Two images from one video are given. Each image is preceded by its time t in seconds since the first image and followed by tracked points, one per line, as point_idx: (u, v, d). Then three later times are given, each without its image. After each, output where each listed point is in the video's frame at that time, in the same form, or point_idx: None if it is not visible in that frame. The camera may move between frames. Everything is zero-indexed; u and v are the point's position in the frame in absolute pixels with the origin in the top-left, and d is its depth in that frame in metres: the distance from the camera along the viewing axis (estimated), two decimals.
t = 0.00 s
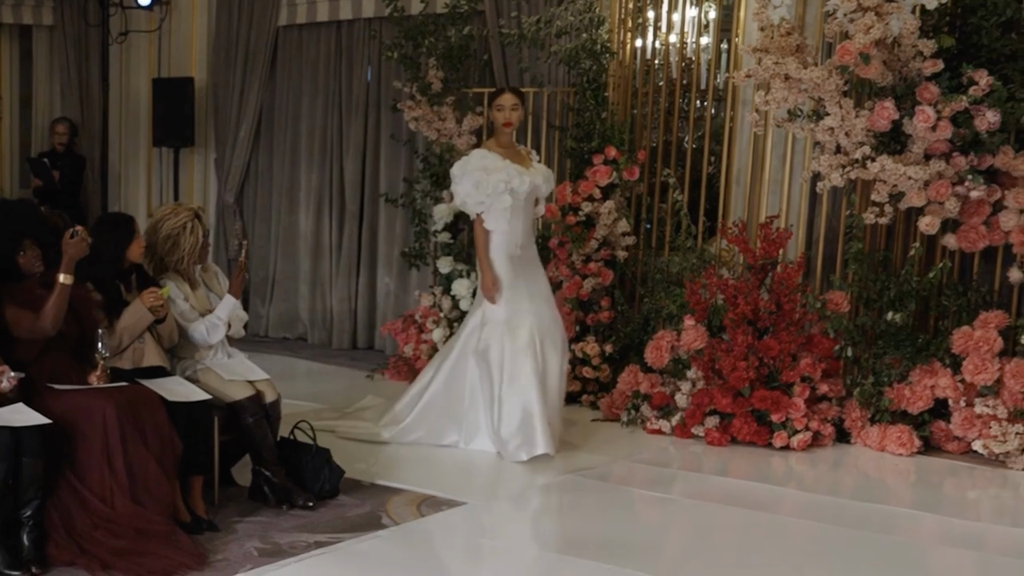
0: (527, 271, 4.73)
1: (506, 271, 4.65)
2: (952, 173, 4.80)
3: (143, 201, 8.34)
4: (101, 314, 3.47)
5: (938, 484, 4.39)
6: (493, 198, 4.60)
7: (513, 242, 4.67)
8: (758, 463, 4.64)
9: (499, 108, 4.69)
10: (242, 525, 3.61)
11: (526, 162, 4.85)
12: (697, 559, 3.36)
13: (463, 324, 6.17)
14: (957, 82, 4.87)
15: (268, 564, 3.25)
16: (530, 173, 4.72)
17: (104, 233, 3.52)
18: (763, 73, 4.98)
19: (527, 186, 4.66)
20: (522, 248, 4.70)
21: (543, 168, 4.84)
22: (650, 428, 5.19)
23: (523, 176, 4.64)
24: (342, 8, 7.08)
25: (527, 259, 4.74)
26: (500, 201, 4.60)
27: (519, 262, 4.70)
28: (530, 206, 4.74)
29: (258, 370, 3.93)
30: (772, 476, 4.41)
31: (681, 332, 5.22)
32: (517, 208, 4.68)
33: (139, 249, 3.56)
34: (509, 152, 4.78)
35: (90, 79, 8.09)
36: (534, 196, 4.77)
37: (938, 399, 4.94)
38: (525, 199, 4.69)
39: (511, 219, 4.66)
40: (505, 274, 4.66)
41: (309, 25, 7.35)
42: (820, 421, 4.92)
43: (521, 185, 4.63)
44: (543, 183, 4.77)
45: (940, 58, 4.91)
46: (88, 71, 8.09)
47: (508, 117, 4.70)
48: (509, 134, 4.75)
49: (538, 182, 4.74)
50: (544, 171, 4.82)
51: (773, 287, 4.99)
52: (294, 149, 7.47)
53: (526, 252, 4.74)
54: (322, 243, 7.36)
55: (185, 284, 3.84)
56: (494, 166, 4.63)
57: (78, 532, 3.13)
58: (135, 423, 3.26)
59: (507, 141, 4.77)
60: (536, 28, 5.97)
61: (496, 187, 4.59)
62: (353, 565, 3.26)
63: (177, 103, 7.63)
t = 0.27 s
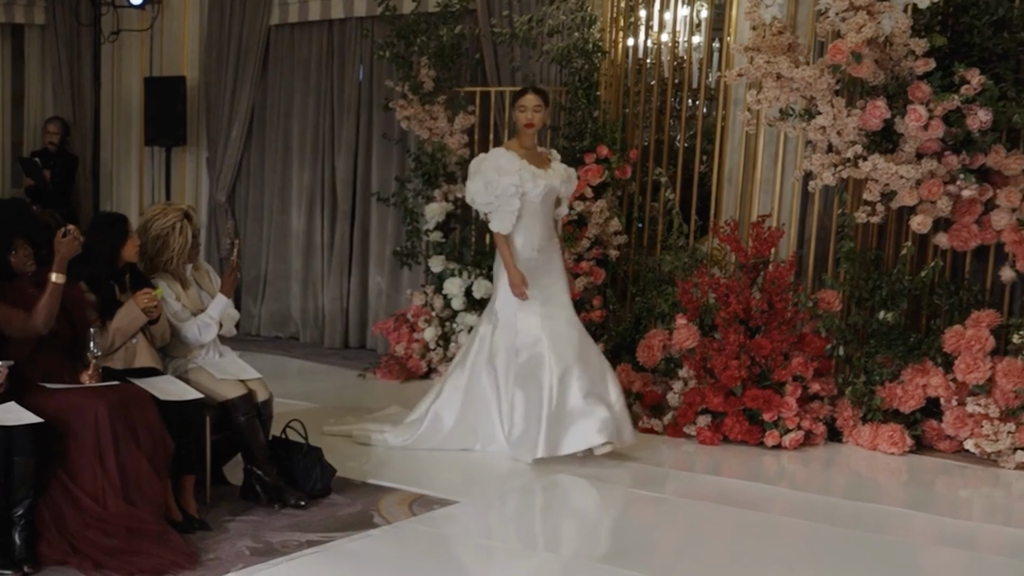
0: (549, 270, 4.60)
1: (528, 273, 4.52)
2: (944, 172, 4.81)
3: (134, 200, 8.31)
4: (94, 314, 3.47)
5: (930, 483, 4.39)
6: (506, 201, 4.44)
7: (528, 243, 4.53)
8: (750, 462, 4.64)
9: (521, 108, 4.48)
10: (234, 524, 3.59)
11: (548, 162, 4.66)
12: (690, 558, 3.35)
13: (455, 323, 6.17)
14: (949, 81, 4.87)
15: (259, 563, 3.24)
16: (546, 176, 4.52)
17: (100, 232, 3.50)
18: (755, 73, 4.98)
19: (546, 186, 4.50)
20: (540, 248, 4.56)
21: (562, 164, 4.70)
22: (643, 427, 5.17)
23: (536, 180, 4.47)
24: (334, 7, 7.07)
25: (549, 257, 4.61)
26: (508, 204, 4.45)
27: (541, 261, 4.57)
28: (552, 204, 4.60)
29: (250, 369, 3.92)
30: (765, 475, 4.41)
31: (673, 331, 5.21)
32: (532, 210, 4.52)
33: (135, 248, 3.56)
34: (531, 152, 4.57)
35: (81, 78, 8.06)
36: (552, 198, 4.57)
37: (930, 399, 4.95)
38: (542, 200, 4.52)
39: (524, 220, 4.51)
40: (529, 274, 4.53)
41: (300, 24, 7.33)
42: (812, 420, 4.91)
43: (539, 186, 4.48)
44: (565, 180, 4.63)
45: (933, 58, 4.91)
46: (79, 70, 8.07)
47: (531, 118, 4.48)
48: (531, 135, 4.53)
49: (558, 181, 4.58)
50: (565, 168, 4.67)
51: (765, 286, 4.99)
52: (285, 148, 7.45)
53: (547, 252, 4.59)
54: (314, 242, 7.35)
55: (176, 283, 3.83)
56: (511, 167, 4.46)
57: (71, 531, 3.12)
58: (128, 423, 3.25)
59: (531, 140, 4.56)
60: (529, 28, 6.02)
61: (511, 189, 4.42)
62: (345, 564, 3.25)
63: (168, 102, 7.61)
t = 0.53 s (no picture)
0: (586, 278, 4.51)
1: (566, 281, 4.42)
2: (937, 171, 4.81)
3: (127, 199, 8.29)
4: (87, 314, 3.43)
5: (923, 483, 4.40)
6: (545, 208, 4.41)
7: (566, 251, 4.45)
8: (743, 461, 4.64)
9: (554, 112, 4.48)
10: (227, 524, 3.59)
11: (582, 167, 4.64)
12: (685, 558, 3.35)
13: (448, 322, 6.16)
14: (942, 80, 4.88)
15: (252, 563, 3.23)
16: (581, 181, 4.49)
17: (95, 232, 3.47)
18: (748, 72, 4.98)
19: (582, 190, 4.46)
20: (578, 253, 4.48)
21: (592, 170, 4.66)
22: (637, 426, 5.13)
23: (573, 184, 4.45)
24: (327, 6, 7.06)
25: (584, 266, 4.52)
26: (547, 212, 4.42)
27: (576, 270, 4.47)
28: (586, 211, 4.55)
29: (244, 368, 3.90)
30: (758, 475, 4.41)
31: (667, 330, 5.23)
32: (569, 216, 4.46)
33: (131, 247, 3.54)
34: (567, 158, 4.56)
35: (75, 76, 8.08)
36: (587, 203, 4.51)
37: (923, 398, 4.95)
38: (579, 206, 4.48)
39: (563, 228, 4.46)
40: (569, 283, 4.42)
41: (293, 23, 7.32)
42: (805, 419, 4.91)
43: (577, 190, 4.44)
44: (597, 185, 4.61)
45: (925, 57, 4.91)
46: (72, 69, 8.06)
47: (564, 122, 4.48)
48: (565, 139, 4.53)
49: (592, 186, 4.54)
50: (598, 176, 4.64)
51: (759, 286, 5.00)
52: (279, 147, 7.44)
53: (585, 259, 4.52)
54: (307, 242, 7.34)
55: (169, 283, 3.82)
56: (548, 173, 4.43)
57: (63, 530, 3.11)
58: (120, 422, 3.24)
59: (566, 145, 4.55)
60: (522, 26, 6.07)
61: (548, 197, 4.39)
62: (337, 564, 3.24)
63: (162, 102, 7.59)
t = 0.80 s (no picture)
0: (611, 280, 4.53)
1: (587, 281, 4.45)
2: (934, 171, 4.82)
3: (124, 198, 8.28)
4: (83, 315, 3.41)
5: (920, 482, 4.40)
6: (559, 203, 4.45)
7: (582, 249, 4.49)
8: (740, 461, 4.64)
9: (578, 107, 4.50)
10: (223, 523, 3.58)
11: (610, 163, 4.63)
12: (682, 558, 3.35)
13: (444, 321, 6.16)
14: (938, 80, 4.88)
15: (248, 563, 3.23)
16: (601, 177, 4.49)
17: (92, 233, 3.46)
18: (745, 71, 4.98)
19: (602, 189, 4.48)
20: (599, 252, 4.51)
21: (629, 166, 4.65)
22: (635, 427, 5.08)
23: (590, 180, 4.46)
24: (324, 5, 7.05)
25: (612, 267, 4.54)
26: (559, 207, 4.45)
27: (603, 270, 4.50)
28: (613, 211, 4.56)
29: (240, 368, 3.90)
30: (755, 474, 4.41)
31: (664, 329, 5.16)
32: (588, 213, 4.49)
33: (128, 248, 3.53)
34: (591, 152, 4.57)
35: (71, 76, 8.01)
36: (609, 202, 4.52)
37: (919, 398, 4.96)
38: (599, 203, 4.49)
39: (577, 226, 4.50)
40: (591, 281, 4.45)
41: (290, 23, 7.31)
42: (802, 418, 4.92)
43: (597, 188, 4.46)
44: (630, 184, 4.59)
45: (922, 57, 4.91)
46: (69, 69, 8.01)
47: (589, 116, 4.48)
48: (592, 134, 4.53)
49: (619, 185, 4.53)
50: (633, 174, 4.61)
51: (756, 285, 5.00)
52: (275, 147, 7.43)
53: (607, 259, 4.54)
54: (304, 241, 7.33)
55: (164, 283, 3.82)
56: (567, 167, 4.47)
57: (60, 530, 3.11)
58: (117, 422, 3.23)
59: (593, 140, 4.56)
60: (519, 26, 6.04)
61: (563, 191, 4.42)
62: (333, 564, 3.24)
63: (158, 101, 7.58)
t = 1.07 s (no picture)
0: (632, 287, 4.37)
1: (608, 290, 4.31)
2: (933, 171, 4.82)
3: (123, 198, 8.28)
4: (83, 316, 3.41)
5: (919, 482, 4.40)
6: (576, 208, 4.29)
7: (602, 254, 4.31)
8: (739, 461, 4.64)
9: (601, 108, 4.34)
10: (223, 523, 3.58)
11: (638, 167, 4.39)
12: (681, 558, 3.34)
13: (443, 321, 6.17)
14: (938, 80, 4.88)
15: (248, 563, 3.23)
16: (623, 180, 4.28)
17: (91, 233, 3.46)
18: (744, 71, 4.98)
19: (624, 195, 4.27)
20: (620, 259, 4.33)
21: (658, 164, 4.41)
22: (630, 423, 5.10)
23: (610, 184, 4.26)
24: (323, 5, 7.05)
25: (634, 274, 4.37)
26: (578, 210, 4.29)
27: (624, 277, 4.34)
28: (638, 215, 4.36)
29: (239, 367, 3.90)
30: (754, 474, 4.42)
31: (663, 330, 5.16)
32: (613, 217, 4.31)
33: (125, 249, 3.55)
34: (614, 155, 4.37)
35: (71, 76, 8.00)
36: (632, 206, 4.31)
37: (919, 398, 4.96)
38: (621, 208, 4.30)
39: (598, 229, 4.33)
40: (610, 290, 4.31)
41: (290, 23, 7.31)
42: (801, 418, 4.92)
43: (617, 193, 4.27)
44: (660, 187, 4.33)
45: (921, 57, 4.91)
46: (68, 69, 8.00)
47: (612, 119, 4.32)
48: (616, 136, 4.35)
49: (645, 188, 4.30)
50: (665, 174, 4.36)
51: (755, 285, 5.00)
52: (275, 147, 7.43)
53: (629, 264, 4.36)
54: (303, 241, 7.33)
55: (164, 282, 3.82)
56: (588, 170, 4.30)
57: (60, 530, 3.11)
58: (116, 422, 3.23)
59: (619, 142, 4.38)
60: (518, 26, 6.04)
61: (582, 194, 4.25)
62: (333, 564, 3.24)
63: (157, 101, 7.57)
